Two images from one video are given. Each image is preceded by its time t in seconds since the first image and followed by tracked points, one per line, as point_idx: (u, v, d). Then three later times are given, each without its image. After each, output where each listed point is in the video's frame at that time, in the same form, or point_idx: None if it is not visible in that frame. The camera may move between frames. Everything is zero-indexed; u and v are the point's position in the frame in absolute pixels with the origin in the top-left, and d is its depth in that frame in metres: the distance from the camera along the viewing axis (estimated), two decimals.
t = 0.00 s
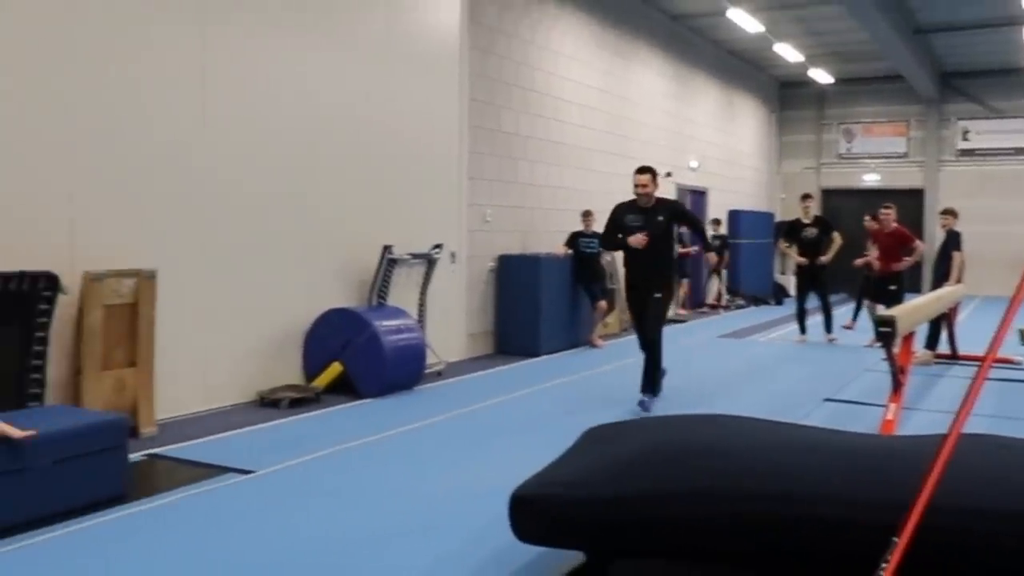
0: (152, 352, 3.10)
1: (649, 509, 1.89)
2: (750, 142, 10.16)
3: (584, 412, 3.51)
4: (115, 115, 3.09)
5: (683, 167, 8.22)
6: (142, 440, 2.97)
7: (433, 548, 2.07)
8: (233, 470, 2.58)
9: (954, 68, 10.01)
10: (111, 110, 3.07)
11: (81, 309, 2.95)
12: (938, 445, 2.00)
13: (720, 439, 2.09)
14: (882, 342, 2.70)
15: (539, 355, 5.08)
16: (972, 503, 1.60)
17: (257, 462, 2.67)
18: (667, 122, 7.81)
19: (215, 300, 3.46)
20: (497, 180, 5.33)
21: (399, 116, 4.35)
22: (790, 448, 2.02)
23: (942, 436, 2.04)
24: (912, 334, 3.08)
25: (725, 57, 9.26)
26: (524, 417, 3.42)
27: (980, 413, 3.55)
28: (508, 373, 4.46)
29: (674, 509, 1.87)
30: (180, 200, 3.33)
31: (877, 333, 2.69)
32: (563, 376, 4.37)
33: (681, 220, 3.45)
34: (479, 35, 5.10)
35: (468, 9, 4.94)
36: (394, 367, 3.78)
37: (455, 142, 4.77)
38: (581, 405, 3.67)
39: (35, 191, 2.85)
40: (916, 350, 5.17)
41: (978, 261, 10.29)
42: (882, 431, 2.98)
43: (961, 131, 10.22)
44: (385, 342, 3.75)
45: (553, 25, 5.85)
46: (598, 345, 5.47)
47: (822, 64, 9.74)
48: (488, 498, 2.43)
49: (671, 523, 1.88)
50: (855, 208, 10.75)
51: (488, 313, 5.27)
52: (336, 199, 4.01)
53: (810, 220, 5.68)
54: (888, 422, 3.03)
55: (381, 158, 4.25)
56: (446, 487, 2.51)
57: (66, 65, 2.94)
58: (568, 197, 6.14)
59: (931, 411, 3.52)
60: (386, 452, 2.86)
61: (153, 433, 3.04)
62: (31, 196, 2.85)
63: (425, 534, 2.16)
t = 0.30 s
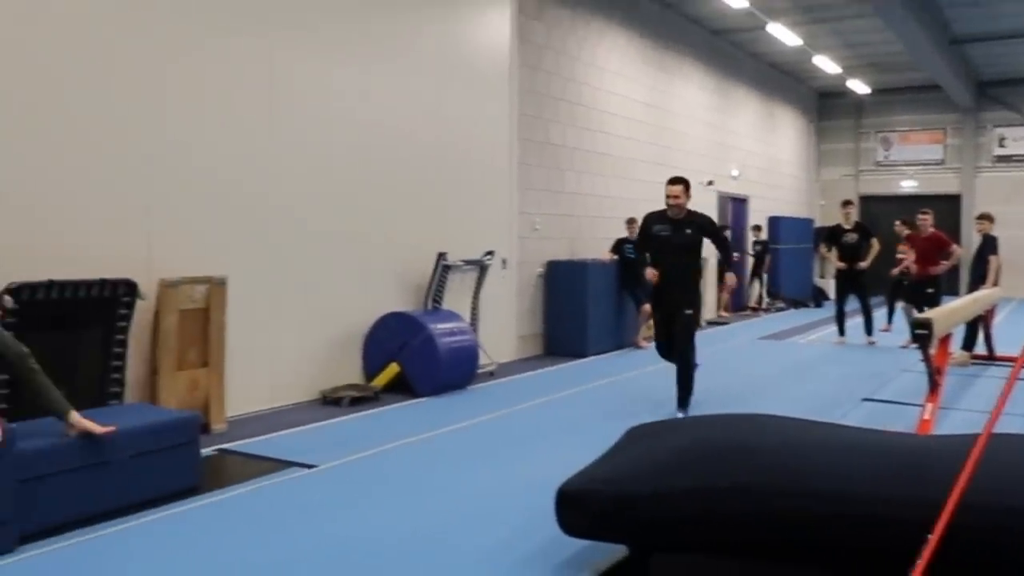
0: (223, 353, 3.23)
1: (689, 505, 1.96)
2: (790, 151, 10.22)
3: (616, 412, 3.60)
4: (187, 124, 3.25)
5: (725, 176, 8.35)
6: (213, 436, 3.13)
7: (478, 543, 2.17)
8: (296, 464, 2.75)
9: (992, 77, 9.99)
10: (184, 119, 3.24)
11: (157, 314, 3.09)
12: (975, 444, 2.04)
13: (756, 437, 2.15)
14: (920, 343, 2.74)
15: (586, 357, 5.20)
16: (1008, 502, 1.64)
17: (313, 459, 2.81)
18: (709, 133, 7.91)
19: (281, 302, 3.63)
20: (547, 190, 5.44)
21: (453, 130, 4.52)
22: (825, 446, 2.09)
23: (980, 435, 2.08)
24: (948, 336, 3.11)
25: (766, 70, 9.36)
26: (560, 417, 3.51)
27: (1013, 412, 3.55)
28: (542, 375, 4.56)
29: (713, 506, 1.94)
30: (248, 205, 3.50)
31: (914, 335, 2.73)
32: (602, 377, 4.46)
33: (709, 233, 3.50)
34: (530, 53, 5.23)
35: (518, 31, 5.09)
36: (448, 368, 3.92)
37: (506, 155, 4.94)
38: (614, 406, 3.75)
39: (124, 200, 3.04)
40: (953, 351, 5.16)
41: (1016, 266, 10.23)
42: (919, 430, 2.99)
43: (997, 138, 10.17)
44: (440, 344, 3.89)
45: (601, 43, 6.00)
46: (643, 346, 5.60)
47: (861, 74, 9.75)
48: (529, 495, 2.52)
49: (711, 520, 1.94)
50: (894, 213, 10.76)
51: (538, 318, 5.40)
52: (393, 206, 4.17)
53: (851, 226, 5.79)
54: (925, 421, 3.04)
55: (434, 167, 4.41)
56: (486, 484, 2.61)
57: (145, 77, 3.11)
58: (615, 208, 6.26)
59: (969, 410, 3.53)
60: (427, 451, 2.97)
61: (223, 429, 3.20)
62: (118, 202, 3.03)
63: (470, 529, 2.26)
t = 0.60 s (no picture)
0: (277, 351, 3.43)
1: (716, 501, 2.04)
2: (816, 163, 10.49)
3: (639, 412, 3.70)
4: (246, 131, 3.43)
5: (752, 187, 8.71)
6: (268, 427, 3.30)
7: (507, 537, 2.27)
8: (343, 456, 2.93)
9: (1014, 92, 10.02)
10: (243, 127, 3.43)
11: (217, 314, 3.28)
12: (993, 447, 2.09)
13: (779, 436, 2.24)
14: (940, 348, 2.80)
15: (617, 357, 5.42)
16: (1017, 502, 1.71)
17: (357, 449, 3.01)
18: (738, 147, 8.27)
19: (333, 302, 3.81)
20: (582, 199, 5.66)
21: (492, 141, 4.74)
22: (846, 446, 2.16)
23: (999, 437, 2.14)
24: (968, 340, 3.15)
25: (793, 86, 9.61)
26: (585, 416, 3.62)
27: None
28: (567, 377, 4.68)
29: (737, 501, 2.02)
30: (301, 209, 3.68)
31: (934, 340, 2.79)
32: (630, 376, 4.60)
33: (717, 246, 3.50)
34: (568, 71, 5.46)
35: (557, 51, 5.33)
36: (488, 367, 4.09)
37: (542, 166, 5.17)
38: (641, 406, 3.83)
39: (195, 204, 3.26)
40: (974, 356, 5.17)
41: None
42: (938, 432, 3.03)
43: (1020, 151, 10.18)
44: (480, 344, 4.07)
45: (638, 63, 6.30)
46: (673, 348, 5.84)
47: (885, 90, 9.87)
48: (558, 490, 2.64)
49: (735, 515, 2.02)
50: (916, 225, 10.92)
51: (573, 321, 5.65)
52: (436, 213, 4.37)
53: (877, 234, 5.84)
54: (945, 423, 3.09)
55: (475, 176, 4.63)
56: (515, 480, 2.71)
57: (208, 87, 3.29)
58: (647, 217, 6.49)
59: (989, 413, 3.57)
60: (457, 447, 3.09)
61: (277, 421, 3.38)
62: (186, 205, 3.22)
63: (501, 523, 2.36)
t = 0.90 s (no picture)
0: (327, 350, 3.65)
1: (741, 500, 2.13)
2: (844, 176, 10.83)
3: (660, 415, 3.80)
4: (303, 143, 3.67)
5: (781, 200, 9.12)
6: (318, 422, 3.53)
7: (533, 532, 2.39)
8: (387, 450, 3.13)
9: None
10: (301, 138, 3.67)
11: (272, 315, 3.51)
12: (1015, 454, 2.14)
13: (798, 438, 2.32)
14: (963, 358, 2.83)
15: (649, 361, 5.74)
16: None
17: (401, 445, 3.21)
18: (767, 162, 8.68)
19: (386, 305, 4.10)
20: (617, 212, 6.06)
21: (531, 155, 5.06)
22: (864, 449, 2.24)
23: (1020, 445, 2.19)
24: (991, 350, 3.17)
25: (821, 103, 9.97)
26: (610, 417, 3.75)
27: None
28: (592, 381, 4.79)
29: (756, 502, 2.11)
30: (355, 217, 3.93)
31: (957, 350, 2.82)
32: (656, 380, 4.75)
33: (722, 247, 3.38)
34: (605, 89, 5.84)
35: (595, 70, 5.71)
36: (525, 369, 4.32)
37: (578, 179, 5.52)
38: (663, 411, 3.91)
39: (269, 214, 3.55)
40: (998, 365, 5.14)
41: None
42: (962, 439, 3.05)
43: None
44: (518, 347, 4.30)
45: (673, 82, 6.71)
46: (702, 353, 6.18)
47: (911, 107, 10.16)
48: (585, 488, 2.76)
49: (754, 516, 2.11)
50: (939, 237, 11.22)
51: (605, 324, 6.00)
52: (478, 223, 4.66)
53: (907, 246, 5.85)
54: (968, 430, 3.11)
55: (517, 188, 4.97)
56: (539, 478, 2.83)
57: (272, 101, 3.56)
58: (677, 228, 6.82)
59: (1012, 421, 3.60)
60: (484, 447, 3.22)
61: (326, 417, 3.59)
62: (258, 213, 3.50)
63: (527, 519, 2.48)
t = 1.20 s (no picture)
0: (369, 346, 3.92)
1: (763, 494, 2.21)
2: (867, 183, 10.99)
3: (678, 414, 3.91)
4: (351, 151, 3.97)
5: (806, 205, 9.22)
6: (361, 413, 3.81)
7: (552, 521, 2.51)
8: (425, 441, 3.35)
9: None
10: (349, 146, 3.97)
11: (318, 313, 3.77)
12: None
13: (810, 433, 2.42)
14: (982, 358, 2.88)
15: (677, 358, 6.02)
16: None
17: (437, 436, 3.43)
18: (793, 169, 8.82)
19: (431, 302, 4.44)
20: (644, 216, 6.33)
21: (565, 164, 5.40)
22: (878, 445, 2.32)
23: None
24: (1011, 349, 3.20)
25: (847, 112, 10.10)
26: (632, 414, 3.89)
27: None
28: (612, 381, 4.93)
29: (766, 492, 2.20)
30: (398, 220, 4.23)
31: (976, 350, 2.87)
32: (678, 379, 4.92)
33: (723, 247, 3.36)
34: (634, 99, 6.11)
35: (624, 81, 5.98)
36: (555, 363, 4.59)
37: (607, 186, 5.86)
38: (682, 411, 4.01)
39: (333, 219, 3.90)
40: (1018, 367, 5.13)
41: None
42: (979, 436, 3.09)
43: None
44: (549, 344, 4.58)
45: (700, 91, 6.95)
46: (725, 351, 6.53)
47: (934, 115, 10.25)
48: (609, 481, 2.88)
49: (766, 508, 2.20)
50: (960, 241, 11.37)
51: (634, 323, 6.29)
52: (512, 227, 4.99)
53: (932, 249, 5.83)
54: (986, 428, 3.15)
55: (549, 193, 5.30)
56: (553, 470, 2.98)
57: (325, 112, 3.86)
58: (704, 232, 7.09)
59: None
60: (507, 442, 3.37)
61: (369, 408, 3.88)
62: (320, 217, 3.84)
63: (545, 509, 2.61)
